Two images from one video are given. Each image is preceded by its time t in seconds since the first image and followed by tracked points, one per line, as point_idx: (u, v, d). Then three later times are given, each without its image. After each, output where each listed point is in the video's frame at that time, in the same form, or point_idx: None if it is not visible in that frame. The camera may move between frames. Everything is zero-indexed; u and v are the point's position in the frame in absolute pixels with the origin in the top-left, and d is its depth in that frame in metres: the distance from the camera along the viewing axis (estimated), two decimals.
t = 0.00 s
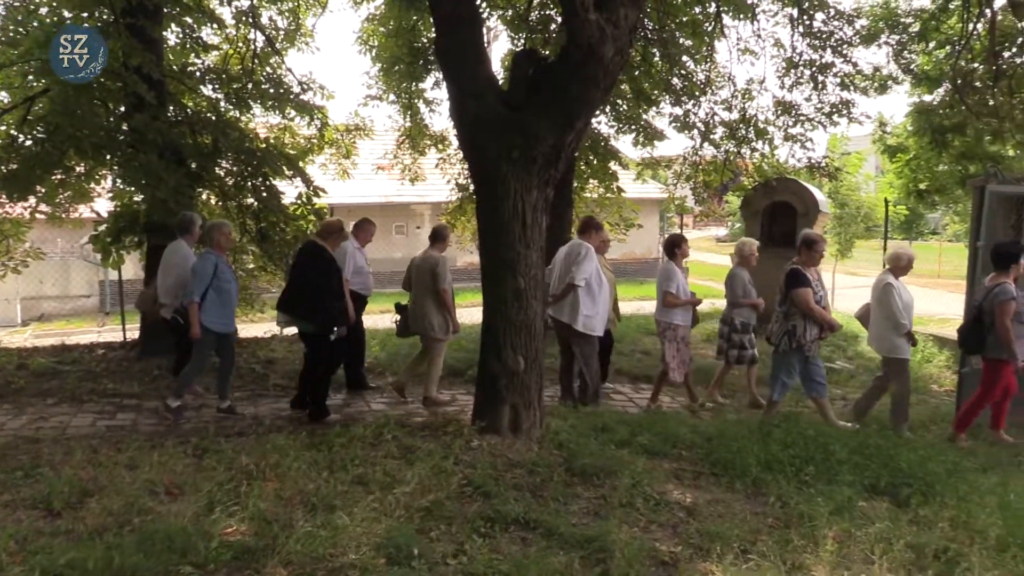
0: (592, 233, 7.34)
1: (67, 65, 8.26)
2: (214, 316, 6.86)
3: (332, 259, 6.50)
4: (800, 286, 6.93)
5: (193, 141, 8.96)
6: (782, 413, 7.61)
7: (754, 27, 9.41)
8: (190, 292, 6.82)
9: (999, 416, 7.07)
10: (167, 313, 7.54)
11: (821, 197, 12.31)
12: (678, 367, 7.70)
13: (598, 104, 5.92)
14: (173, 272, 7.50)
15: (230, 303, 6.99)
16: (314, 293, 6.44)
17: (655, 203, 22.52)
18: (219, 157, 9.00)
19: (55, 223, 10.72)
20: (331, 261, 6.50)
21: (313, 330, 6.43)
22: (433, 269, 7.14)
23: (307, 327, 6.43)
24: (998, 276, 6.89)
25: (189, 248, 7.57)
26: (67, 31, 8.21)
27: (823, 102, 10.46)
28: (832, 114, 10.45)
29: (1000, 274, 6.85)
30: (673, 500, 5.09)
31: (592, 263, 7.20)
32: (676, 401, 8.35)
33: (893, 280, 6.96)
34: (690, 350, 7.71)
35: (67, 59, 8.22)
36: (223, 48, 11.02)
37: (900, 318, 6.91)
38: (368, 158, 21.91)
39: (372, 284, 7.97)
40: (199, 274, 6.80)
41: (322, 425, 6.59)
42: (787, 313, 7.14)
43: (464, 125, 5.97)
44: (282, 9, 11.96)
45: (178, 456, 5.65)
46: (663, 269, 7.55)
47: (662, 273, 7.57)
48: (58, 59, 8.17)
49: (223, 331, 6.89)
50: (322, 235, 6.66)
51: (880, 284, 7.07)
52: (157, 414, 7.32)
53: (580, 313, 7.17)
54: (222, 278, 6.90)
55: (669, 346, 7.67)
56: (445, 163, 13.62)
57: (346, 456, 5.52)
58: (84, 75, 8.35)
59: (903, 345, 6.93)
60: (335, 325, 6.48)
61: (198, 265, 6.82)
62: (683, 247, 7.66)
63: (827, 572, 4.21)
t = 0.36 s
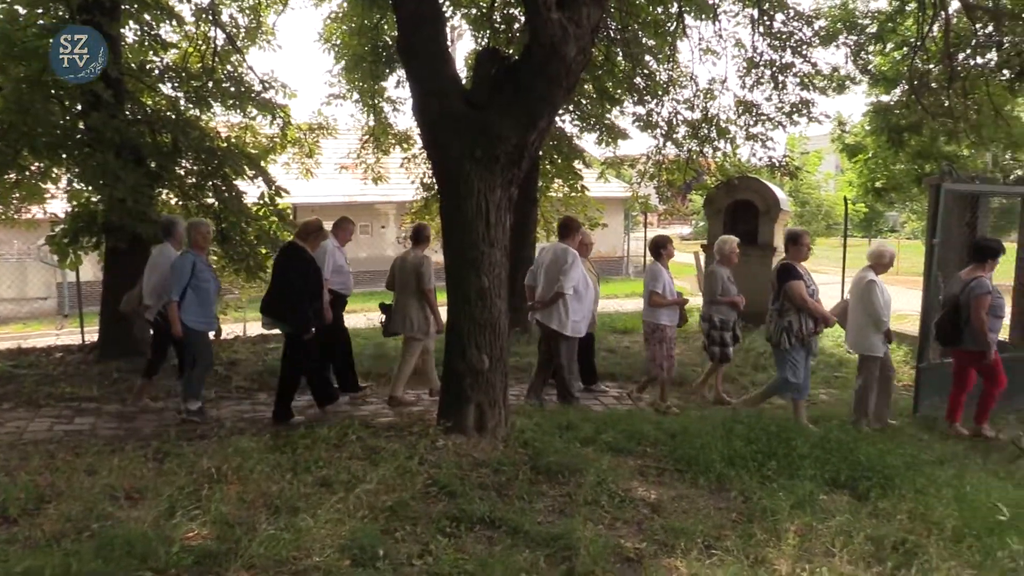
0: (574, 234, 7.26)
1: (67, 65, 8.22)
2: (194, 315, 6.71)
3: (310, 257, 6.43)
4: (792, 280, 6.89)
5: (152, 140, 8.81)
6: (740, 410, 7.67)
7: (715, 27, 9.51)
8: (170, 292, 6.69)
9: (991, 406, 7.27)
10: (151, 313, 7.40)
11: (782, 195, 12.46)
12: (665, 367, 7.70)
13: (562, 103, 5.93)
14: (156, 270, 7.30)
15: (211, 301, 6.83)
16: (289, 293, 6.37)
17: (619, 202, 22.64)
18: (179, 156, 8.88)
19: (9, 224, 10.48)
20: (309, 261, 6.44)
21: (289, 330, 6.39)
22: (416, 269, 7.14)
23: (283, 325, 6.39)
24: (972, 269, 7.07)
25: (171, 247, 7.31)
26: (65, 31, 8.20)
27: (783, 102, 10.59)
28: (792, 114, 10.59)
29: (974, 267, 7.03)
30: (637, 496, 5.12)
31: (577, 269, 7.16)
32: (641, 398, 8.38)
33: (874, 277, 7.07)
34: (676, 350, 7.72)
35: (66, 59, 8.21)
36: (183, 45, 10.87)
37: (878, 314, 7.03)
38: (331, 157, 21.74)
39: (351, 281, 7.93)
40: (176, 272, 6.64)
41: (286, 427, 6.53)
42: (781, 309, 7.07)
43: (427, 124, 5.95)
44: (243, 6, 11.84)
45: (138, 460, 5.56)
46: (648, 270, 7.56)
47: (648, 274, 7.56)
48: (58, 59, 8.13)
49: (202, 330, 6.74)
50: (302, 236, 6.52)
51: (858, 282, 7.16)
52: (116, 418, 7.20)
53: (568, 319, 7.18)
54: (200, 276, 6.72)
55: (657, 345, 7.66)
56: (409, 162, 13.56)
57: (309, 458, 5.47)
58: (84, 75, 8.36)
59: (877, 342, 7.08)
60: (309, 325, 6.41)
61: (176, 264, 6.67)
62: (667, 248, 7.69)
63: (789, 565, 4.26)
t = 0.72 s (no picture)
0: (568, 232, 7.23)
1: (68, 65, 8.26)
2: (191, 318, 6.67)
3: (308, 255, 6.49)
4: (786, 278, 6.80)
5: (123, 138, 8.70)
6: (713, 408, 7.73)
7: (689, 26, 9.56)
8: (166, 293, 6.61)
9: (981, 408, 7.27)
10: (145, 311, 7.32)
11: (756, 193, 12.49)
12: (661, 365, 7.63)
13: (536, 101, 5.94)
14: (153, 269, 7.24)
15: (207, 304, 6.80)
16: (289, 290, 6.45)
17: (595, 200, 22.69)
18: (151, 154, 8.78)
19: None
20: (308, 259, 6.51)
21: (288, 325, 6.51)
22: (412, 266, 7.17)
23: (282, 321, 6.50)
24: (971, 268, 7.21)
25: (170, 247, 7.28)
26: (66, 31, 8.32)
27: (756, 100, 10.67)
28: (766, 112, 10.67)
29: (973, 265, 7.18)
30: (613, 493, 5.14)
31: (570, 266, 7.18)
32: (617, 394, 8.41)
33: (871, 272, 7.14)
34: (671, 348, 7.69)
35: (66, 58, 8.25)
36: (155, 41, 10.76)
37: (877, 312, 7.09)
38: (306, 155, 21.60)
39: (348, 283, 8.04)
40: (174, 274, 6.57)
41: (261, 426, 6.47)
42: (777, 309, 6.98)
43: (401, 122, 5.93)
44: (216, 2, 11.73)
45: (110, 461, 5.50)
46: (641, 269, 7.57)
47: (641, 273, 7.57)
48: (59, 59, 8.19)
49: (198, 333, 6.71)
50: (301, 233, 6.57)
51: (854, 277, 7.25)
52: (88, 419, 7.11)
53: (562, 317, 7.18)
54: (197, 277, 6.68)
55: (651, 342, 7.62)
56: (385, 160, 13.51)
57: (285, 457, 5.44)
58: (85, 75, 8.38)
59: (875, 339, 7.15)
60: (305, 320, 6.48)
61: (172, 266, 6.61)
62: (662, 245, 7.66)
63: (763, 561, 4.30)
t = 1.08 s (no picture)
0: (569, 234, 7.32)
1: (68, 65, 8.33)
2: (206, 314, 6.72)
3: (316, 252, 6.47)
4: (809, 288, 6.66)
5: (107, 135, 8.62)
6: (700, 405, 7.65)
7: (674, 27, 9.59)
8: (180, 291, 6.67)
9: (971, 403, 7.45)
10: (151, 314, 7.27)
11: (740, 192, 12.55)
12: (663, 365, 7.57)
13: (522, 101, 5.95)
14: (156, 272, 7.20)
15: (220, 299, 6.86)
16: (296, 286, 6.46)
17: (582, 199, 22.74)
18: (135, 152, 8.69)
19: None
20: (315, 256, 6.48)
21: (295, 321, 6.52)
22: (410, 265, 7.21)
23: (288, 317, 6.51)
24: (972, 269, 7.48)
25: (170, 247, 7.26)
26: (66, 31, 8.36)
27: (741, 101, 10.72)
28: (750, 112, 10.72)
29: (975, 266, 7.46)
30: (597, 491, 5.16)
31: (568, 266, 7.20)
32: (602, 393, 8.42)
33: (876, 272, 7.17)
34: (673, 351, 7.60)
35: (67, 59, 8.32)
36: (138, 38, 10.70)
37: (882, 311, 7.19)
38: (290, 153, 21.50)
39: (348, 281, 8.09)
40: (188, 271, 6.64)
41: (245, 425, 6.45)
42: (795, 316, 6.83)
43: (387, 121, 5.93)
44: None
45: (92, 460, 5.47)
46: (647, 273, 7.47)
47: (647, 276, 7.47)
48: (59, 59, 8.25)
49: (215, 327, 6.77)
50: (310, 231, 6.58)
51: (855, 275, 7.26)
52: (70, 418, 7.06)
53: (559, 315, 7.14)
54: (211, 273, 6.73)
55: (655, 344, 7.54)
56: (370, 158, 13.47)
57: (269, 456, 5.43)
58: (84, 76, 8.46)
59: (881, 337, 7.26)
60: (313, 316, 6.49)
61: (187, 262, 6.68)
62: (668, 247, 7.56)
63: (746, 558, 4.33)
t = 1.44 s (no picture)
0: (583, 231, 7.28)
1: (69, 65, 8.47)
2: (231, 314, 6.77)
3: (345, 255, 6.53)
4: (844, 286, 6.56)
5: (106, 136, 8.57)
6: (698, 404, 7.51)
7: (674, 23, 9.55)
8: (205, 290, 6.71)
9: (983, 399, 7.50)
10: (165, 312, 7.20)
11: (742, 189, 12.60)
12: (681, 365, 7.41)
13: (521, 99, 5.93)
14: (171, 270, 7.11)
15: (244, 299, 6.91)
16: (326, 288, 6.49)
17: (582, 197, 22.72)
18: (133, 152, 8.65)
19: None
20: (344, 257, 6.55)
21: (324, 323, 6.57)
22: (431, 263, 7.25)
23: (316, 318, 6.54)
24: (988, 266, 7.42)
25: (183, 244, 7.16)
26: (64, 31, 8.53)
27: (742, 98, 10.69)
28: (751, 109, 10.70)
29: (990, 263, 7.39)
30: (598, 490, 5.15)
31: (585, 261, 7.16)
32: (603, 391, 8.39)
33: (911, 272, 7.15)
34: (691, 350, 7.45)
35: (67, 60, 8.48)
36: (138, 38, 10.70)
37: (915, 310, 7.19)
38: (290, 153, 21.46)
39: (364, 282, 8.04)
40: (214, 271, 6.67)
41: (245, 426, 6.43)
42: (827, 314, 6.70)
43: (387, 120, 5.91)
44: None
45: (93, 462, 5.46)
46: (664, 270, 7.31)
47: (665, 273, 7.31)
48: (59, 59, 8.38)
49: (239, 328, 6.81)
50: (336, 232, 6.84)
51: (888, 274, 7.23)
52: (71, 419, 7.04)
53: (579, 311, 7.07)
54: (237, 273, 6.78)
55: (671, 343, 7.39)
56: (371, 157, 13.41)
57: (269, 457, 5.42)
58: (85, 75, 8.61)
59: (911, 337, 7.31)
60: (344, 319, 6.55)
61: (213, 262, 6.70)
62: (687, 244, 7.42)
63: (748, 557, 4.31)
